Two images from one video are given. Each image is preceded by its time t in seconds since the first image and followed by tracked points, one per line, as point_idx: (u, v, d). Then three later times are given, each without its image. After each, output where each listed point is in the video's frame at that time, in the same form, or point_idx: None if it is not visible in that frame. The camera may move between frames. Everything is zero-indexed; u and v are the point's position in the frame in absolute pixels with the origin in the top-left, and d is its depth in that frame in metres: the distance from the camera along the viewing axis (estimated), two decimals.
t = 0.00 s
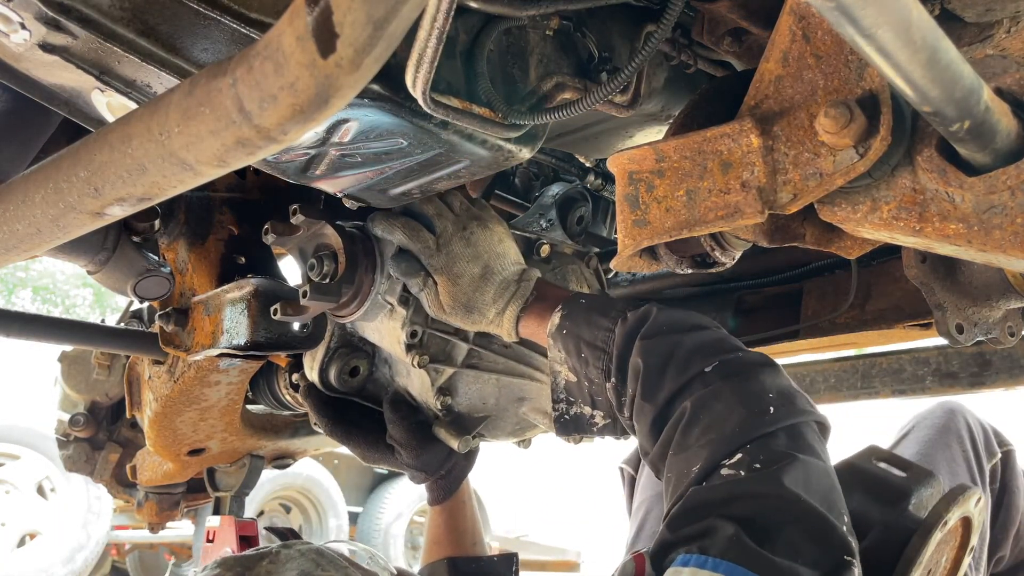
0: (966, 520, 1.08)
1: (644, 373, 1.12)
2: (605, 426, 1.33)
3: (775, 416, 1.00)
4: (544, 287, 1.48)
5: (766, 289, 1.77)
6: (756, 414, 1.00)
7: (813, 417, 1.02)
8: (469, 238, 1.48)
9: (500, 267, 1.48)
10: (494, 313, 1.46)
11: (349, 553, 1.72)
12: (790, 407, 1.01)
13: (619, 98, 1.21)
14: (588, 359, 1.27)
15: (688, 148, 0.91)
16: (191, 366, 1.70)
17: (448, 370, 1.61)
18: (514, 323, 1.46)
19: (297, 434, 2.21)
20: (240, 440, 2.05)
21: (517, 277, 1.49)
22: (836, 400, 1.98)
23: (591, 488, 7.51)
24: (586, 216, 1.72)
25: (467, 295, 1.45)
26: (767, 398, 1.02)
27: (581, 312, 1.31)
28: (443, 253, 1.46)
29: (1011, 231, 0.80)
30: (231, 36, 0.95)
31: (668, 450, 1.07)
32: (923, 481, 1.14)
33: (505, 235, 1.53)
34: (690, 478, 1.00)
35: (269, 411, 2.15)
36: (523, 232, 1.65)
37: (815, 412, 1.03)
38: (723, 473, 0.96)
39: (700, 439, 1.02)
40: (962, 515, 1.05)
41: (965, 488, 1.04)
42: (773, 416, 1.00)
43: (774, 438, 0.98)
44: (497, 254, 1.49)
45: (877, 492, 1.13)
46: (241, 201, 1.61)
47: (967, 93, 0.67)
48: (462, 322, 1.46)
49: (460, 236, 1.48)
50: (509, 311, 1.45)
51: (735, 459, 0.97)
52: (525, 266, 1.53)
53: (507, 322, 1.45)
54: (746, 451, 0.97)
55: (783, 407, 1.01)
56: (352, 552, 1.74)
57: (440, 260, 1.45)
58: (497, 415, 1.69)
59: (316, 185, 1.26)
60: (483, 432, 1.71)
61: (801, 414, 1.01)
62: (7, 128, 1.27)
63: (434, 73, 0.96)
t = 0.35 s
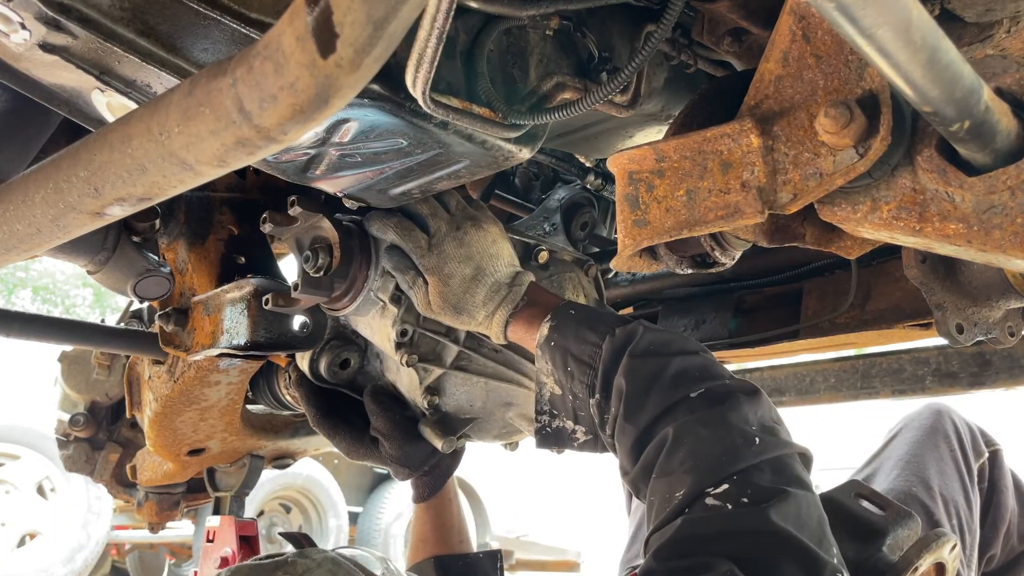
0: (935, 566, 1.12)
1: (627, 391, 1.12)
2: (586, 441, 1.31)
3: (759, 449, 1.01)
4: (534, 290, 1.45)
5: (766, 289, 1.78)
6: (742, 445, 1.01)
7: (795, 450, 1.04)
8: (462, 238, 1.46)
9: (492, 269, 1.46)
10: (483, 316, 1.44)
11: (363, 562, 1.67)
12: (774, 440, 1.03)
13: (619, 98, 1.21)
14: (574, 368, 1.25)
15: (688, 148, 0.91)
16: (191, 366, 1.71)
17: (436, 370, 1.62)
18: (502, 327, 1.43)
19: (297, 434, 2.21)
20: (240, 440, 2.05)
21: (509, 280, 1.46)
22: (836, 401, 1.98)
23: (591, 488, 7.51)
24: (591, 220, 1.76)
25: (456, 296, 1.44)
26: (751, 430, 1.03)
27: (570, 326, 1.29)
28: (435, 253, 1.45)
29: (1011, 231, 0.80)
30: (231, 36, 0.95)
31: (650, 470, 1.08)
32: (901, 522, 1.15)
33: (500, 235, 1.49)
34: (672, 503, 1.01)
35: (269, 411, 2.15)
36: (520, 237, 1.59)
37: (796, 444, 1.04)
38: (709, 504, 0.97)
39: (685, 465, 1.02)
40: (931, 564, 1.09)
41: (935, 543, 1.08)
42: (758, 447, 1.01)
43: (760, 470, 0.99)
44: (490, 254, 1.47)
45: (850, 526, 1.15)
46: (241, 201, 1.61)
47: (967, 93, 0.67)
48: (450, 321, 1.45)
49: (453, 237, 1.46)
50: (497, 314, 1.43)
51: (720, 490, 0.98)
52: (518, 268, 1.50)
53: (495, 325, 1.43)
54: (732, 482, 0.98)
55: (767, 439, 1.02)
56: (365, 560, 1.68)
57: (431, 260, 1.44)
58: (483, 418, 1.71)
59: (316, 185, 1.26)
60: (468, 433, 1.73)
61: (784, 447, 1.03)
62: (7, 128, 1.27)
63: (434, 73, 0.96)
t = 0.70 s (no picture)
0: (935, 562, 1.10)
1: (617, 401, 1.12)
2: (584, 441, 1.32)
3: (749, 457, 1.00)
4: (534, 290, 1.45)
5: (766, 289, 1.78)
6: (733, 452, 1.00)
7: (789, 456, 1.03)
8: (461, 237, 1.46)
9: (490, 266, 1.46)
10: (482, 314, 1.44)
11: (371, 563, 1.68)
12: (766, 446, 1.02)
13: (619, 98, 1.20)
14: (568, 374, 1.26)
15: (688, 148, 0.91)
16: (191, 366, 1.71)
17: (436, 370, 1.62)
18: (501, 324, 1.44)
19: (298, 434, 2.21)
20: (240, 440, 2.05)
21: (508, 277, 1.47)
22: (836, 401, 1.98)
23: (591, 488, 7.52)
24: (591, 220, 1.76)
25: (455, 294, 1.44)
26: (742, 438, 1.02)
27: (564, 326, 1.29)
28: (433, 251, 1.45)
29: (1011, 231, 0.80)
30: (231, 36, 0.95)
31: (643, 482, 1.08)
32: (902, 517, 1.16)
33: (498, 232, 1.50)
34: (665, 516, 1.00)
35: (269, 411, 2.15)
36: (520, 236, 1.59)
37: (790, 449, 1.04)
38: (700, 514, 0.96)
39: (676, 476, 1.01)
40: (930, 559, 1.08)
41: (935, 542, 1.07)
42: (749, 455, 1.00)
43: (752, 479, 0.99)
44: (489, 251, 1.47)
45: (853, 525, 1.16)
46: (241, 202, 1.61)
47: (967, 93, 0.67)
48: (449, 319, 1.45)
49: (451, 236, 1.45)
50: (497, 312, 1.43)
51: (711, 500, 0.97)
52: (518, 265, 1.50)
53: (494, 323, 1.44)
54: (723, 492, 0.97)
55: (758, 445, 1.02)
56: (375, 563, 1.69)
57: (430, 258, 1.44)
58: (484, 419, 1.72)
59: (316, 185, 1.26)
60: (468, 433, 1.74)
61: (777, 452, 1.02)
62: (7, 128, 1.27)
63: (434, 73, 0.96)
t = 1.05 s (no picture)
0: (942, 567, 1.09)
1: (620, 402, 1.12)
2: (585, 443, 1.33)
3: (756, 460, 1.00)
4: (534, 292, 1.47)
5: (767, 289, 1.78)
6: (739, 456, 1.00)
7: (793, 458, 1.04)
8: (461, 239, 1.46)
9: (490, 268, 1.46)
10: (482, 315, 1.45)
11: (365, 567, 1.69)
12: (771, 449, 1.03)
13: (619, 98, 1.20)
14: (573, 375, 1.26)
15: (688, 148, 0.91)
16: (191, 366, 1.71)
17: (436, 373, 1.63)
18: (502, 327, 1.45)
19: (298, 434, 2.21)
20: (240, 440, 2.05)
21: (509, 279, 1.48)
22: (836, 400, 1.98)
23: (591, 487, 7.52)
24: (591, 222, 1.75)
25: (456, 296, 1.44)
26: (748, 441, 1.02)
27: (565, 326, 1.30)
28: (433, 252, 1.44)
29: (1011, 231, 0.81)
30: (231, 36, 0.95)
31: (647, 484, 1.08)
32: (905, 522, 1.16)
33: (497, 233, 1.50)
34: (670, 520, 1.00)
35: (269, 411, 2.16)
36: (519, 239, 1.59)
37: (794, 453, 1.04)
38: (707, 518, 0.97)
39: (681, 479, 1.01)
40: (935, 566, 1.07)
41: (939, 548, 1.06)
42: (755, 458, 1.01)
43: (758, 482, 0.99)
44: (489, 252, 1.47)
45: (857, 529, 1.16)
46: (241, 202, 1.61)
47: (967, 93, 0.67)
48: (451, 321, 1.45)
49: (452, 238, 1.45)
50: (498, 314, 1.45)
51: (717, 504, 0.97)
52: (517, 266, 1.51)
53: (495, 326, 1.45)
54: (729, 495, 0.98)
55: (764, 448, 1.02)
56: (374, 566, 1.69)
57: (430, 260, 1.43)
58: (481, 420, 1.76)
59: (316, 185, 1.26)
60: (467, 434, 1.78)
61: (782, 455, 1.03)
62: (7, 128, 1.27)
63: (434, 73, 0.96)
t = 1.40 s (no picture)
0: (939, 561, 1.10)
1: (622, 389, 1.12)
2: (586, 436, 1.34)
3: (760, 449, 1.00)
4: (532, 287, 1.47)
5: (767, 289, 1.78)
6: (745, 445, 1.00)
7: (797, 447, 1.04)
8: (459, 233, 1.46)
9: (489, 261, 1.47)
10: (481, 309, 1.46)
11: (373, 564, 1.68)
12: (774, 437, 1.03)
13: (619, 98, 1.20)
14: (575, 364, 1.25)
15: (688, 148, 0.92)
16: (191, 366, 1.71)
17: (435, 371, 1.63)
18: (501, 321, 1.46)
19: (298, 434, 2.21)
20: (240, 440, 2.05)
21: (507, 273, 1.49)
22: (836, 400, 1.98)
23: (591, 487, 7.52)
24: (590, 222, 1.75)
25: (455, 291, 1.45)
26: (751, 430, 1.02)
27: (565, 316, 1.29)
28: (430, 247, 1.44)
29: (1011, 231, 0.81)
30: (231, 36, 0.95)
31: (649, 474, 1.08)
32: (905, 517, 1.16)
33: (495, 227, 1.51)
34: (674, 510, 1.01)
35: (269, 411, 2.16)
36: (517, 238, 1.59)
37: (797, 442, 1.05)
38: (711, 507, 0.97)
39: (685, 469, 1.01)
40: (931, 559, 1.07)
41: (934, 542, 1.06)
42: (758, 447, 1.01)
43: (761, 471, 0.99)
44: (487, 247, 1.48)
45: (855, 526, 1.16)
46: (241, 202, 1.61)
47: (967, 93, 0.67)
48: (449, 315, 1.45)
49: (450, 232, 1.46)
50: (497, 309, 1.45)
51: (721, 493, 0.98)
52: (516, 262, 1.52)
53: (494, 320, 1.45)
54: (732, 485, 0.98)
55: (768, 437, 1.02)
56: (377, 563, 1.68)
57: (428, 255, 1.43)
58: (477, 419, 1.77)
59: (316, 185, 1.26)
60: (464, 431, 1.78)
61: (786, 444, 1.03)
62: (6, 128, 1.27)
63: (434, 73, 0.96)
